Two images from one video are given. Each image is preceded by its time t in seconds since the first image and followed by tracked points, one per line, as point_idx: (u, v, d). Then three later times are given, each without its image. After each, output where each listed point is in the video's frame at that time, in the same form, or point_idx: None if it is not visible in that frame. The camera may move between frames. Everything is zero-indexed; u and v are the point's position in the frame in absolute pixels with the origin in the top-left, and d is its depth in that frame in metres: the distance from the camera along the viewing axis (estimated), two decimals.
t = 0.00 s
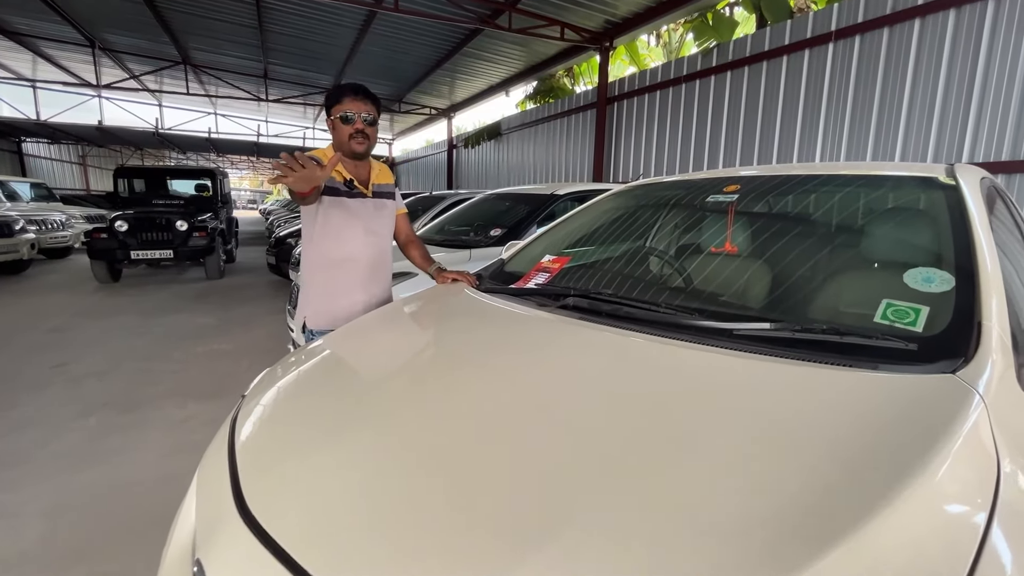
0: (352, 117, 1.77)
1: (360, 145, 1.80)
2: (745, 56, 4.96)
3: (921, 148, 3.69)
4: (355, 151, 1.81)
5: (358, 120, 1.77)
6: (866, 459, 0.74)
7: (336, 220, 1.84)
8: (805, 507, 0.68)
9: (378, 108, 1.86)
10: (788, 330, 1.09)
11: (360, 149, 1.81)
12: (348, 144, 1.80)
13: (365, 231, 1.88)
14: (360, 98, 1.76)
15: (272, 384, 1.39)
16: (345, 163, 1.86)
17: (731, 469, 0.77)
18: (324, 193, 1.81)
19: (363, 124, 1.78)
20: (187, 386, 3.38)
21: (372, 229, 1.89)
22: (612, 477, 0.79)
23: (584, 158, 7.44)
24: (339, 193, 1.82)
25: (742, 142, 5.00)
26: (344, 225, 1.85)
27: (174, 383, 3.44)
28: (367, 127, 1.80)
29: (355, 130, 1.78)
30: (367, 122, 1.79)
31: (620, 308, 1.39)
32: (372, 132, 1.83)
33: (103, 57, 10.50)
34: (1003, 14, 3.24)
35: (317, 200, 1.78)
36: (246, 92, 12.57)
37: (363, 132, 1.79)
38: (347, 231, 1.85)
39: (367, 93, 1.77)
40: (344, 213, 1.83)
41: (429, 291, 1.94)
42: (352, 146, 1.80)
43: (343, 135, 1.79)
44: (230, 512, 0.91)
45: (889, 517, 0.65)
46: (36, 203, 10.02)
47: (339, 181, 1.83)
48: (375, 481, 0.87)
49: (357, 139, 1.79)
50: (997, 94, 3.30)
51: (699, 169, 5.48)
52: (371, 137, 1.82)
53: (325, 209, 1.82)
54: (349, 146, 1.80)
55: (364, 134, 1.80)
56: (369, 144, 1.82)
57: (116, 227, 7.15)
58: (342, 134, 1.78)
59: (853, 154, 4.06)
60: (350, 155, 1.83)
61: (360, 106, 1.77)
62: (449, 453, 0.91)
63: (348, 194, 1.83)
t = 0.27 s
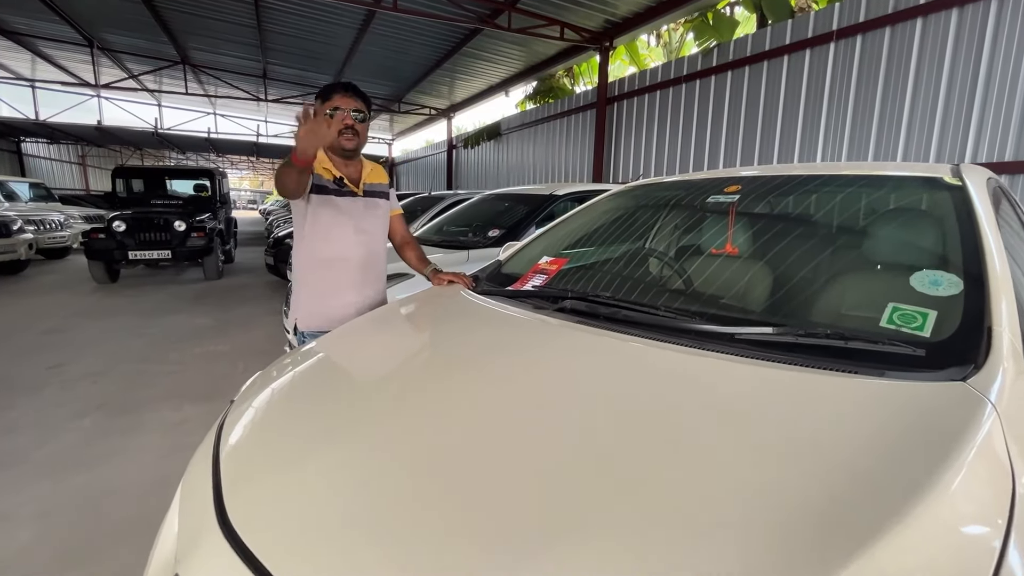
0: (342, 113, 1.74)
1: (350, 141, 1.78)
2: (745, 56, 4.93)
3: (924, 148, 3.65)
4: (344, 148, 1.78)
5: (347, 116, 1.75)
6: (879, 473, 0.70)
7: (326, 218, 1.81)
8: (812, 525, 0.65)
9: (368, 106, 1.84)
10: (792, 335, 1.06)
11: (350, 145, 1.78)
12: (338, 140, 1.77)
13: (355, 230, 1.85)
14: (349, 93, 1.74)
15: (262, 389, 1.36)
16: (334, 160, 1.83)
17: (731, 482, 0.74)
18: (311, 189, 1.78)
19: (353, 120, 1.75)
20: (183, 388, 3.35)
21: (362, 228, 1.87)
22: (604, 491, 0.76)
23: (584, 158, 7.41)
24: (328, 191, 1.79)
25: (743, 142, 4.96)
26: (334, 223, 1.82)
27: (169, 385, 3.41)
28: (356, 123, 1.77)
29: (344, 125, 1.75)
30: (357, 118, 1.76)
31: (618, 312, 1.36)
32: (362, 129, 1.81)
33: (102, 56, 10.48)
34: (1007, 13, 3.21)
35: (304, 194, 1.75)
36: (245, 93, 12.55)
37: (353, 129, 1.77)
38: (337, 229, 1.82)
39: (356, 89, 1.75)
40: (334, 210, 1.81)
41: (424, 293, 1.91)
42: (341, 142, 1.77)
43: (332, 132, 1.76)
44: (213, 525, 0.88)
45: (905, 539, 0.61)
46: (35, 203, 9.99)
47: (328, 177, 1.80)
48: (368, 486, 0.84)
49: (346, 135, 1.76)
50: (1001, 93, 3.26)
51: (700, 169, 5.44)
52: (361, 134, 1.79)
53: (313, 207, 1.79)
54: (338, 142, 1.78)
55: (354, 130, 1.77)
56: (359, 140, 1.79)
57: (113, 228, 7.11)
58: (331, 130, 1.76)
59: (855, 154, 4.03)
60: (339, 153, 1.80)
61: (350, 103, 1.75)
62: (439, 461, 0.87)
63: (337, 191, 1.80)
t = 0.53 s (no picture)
0: (338, 116, 1.72)
1: (346, 144, 1.76)
2: (745, 56, 4.92)
3: (925, 148, 3.64)
4: (340, 150, 1.76)
5: (344, 118, 1.72)
6: (889, 486, 0.68)
7: (319, 215, 1.78)
8: (819, 540, 0.62)
9: (365, 105, 1.81)
10: (795, 339, 1.04)
11: (345, 148, 1.77)
12: (333, 142, 1.75)
13: (349, 228, 1.82)
14: (347, 96, 1.71)
15: (256, 392, 1.34)
16: (330, 160, 1.82)
17: (735, 493, 0.71)
18: (303, 184, 1.74)
19: (350, 124, 1.73)
20: (180, 390, 3.33)
21: (356, 226, 1.84)
22: (604, 503, 0.73)
23: (584, 159, 7.39)
24: (322, 188, 1.77)
25: (743, 143, 4.95)
26: (328, 220, 1.79)
27: (166, 386, 3.39)
28: (353, 126, 1.75)
29: (341, 128, 1.73)
30: (354, 121, 1.74)
31: (618, 314, 1.33)
32: (359, 130, 1.78)
33: (101, 57, 10.47)
34: (1009, 13, 3.19)
35: (297, 184, 1.72)
36: (244, 93, 12.53)
37: (349, 131, 1.75)
38: (330, 226, 1.80)
39: (354, 92, 1.73)
40: (327, 207, 1.78)
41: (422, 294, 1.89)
42: (337, 145, 1.75)
43: (328, 133, 1.74)
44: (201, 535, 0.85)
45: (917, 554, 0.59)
46: (33, 203, 9.97)
47: (323, 174, 1.78)
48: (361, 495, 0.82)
49: (342, 138, 1.74)
50: (1004, 94, 3.24)
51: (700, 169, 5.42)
52: (357, 137, 1.77)
53: (306, 204, 1.76)
54: (333, 144, 1.76)
55: (351, 133, 1.75)
56: (355, 144, 1.77)
57: (112, 228, 7.09)
58: (327, 131, 1.74)
59: (856, 155, 4.01)
60: (335, 154, 1.79)
61: (347, 106, 1.73)
62: (434, 470, 0.85)
63: (332, 188, 1.78)
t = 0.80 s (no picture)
0: (335, 113, 1.71)
1: (342, 141, 1.74)
2: (745, 58, 4.91)
3: (926, 150, 3.62)
4: (336, 148, 1.75)
5: (341, 116, 1.72)
6: (899, 493, 0.66)
7: (316, 215, 1.77)
8: (828, 549, 0.61)
9: (364, 108, 1.81)
10: (800, 342, 1.02)
11: (342, 146, 1.75)
12: (330, 140, 1.74)
13: (345, 228, 1.81)
14: (344, 95, 1.71)
15: (253, 394, 1.32)
16: (327, 160, 1.81)
17: (740, 500, 0.70)
18: (300, 185, 1.75)
19: (347, 121, 1.72)
20: (177, 392, 3.31)
21: (353, 227, 1.82)
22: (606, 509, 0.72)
23: (584, 160, 7.38)
24: (317, 188, 1.75)
25: (743, 144, 4.94)
26: (324, 220, 1.77)
27: (163, 388, 3.37)
28: (350, 124, 1.74)
29: (338, 126, 1.72)
30: (351, 120, 1.73)
31: (619, 316, 1.32)
32: (356, 130, 1.77)
33: (100, 57, 10.45)
34: (1010, 14, 3.18)
35: (296, 185, 1.72)
36: (244, 93, 12.52)
37: (346, 129, 1.74)
38: (326, 227, 1.78)
39: (351, 91, 1.73)
40: (324, 207, 1.76)
41: (421, 296, 1.87)
42: (333, 143, 1.74)
43: (325, 131, 1.73)
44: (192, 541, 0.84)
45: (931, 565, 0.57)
46: (32, 204, 9.96)
47: (319, 175, 1.77)
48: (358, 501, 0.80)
49: (338, 135, 1.73)
50: (1004, 96, 3.23)
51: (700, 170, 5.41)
52: (354, 135, 1.76)
53: (303, 205, 1.75)
54: (331, 143, 1.75)
55: (347, 131, 1.74)
56: (352, 141, 1.76)
57: (110, 229, 7.07)
58: (324, 130, 1.73)
59: (856, 156, 4.01)
60: (332, 153, 1.77)
61: (344, 104, 1.72)
62: (432, 473, 0.84)
63: (328, 188, 1.77)
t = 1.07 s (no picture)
0: (335, 113, 1.72)
1: (343, 140, 1.74)
2: (745, 61, 4.91)
3: (926, 153, 3.62)
4: (337, 147, 1.74)
5: (342, 115, 1.73)
6: (909, 502, 0.65)
7: (314, 220, 1.75)
8: (836, 559, 0.59)
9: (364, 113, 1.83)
10: (803, 349, 1.01)
11: (343, 145, 1.74)
12: (331, 139, 1.74)
13: (344, 232, 1.80)
14: (344, 95, 1.73)
15: (251, 399, 1.31)
16: (326, 162, 1.80)
17: (745, 510, 0.68)
18: (299, 191, 1.72)
19: (347, 120, 1.73)
20: (175, 396, 3.29)
21: (352, 231, 1.81)
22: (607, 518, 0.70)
23: (583, 162, 7.38)
24: (315, 192, 1.74)
25: (743, 147, 4.94)
26: (322, 225, 1.76)
27: (161, 392, 3.35)
28: (350, 124, 1.75)
29: (338, 125, 1.73)
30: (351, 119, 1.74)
31: (620, 321, 1.31)
32: (356, 130, 1.78)
33: (99, 60, 10.45)
34: (1009, 17, 3.18)
35: (295, 195, 1.71)
36: (243, 96, 12.52)
37: (347, 129, 1.74)
38: (325, 231, 1.77)
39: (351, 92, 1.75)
40: (322, 211, 1.75)
41: (420, 300, 1.86)
42: (334, 142, 1.73)
43: (325, 131, 1.73)
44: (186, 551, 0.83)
45: None
46: (31, 206, 9.94)
47: (317, 180, 1.75)
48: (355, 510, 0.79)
49: (339, 134, 1.73)
50: (1004, 99, 3.23)
51: (699, 173, 5.41)
52: (354, 134, 1.76)
53: (301, 209, 1.74)
54: (331, 142, 1.74)
55: (347, 130, 1.74)
56: (352, 140, 1.76)
57: (108, 231, 7.05)
58: (324, 130, 1.73)
59: (856, 159, 4.01)
60: (332, 153, 1.77)
61: (344, 104, 1.74)
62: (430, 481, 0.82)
63: (326, 192, 1.75)
